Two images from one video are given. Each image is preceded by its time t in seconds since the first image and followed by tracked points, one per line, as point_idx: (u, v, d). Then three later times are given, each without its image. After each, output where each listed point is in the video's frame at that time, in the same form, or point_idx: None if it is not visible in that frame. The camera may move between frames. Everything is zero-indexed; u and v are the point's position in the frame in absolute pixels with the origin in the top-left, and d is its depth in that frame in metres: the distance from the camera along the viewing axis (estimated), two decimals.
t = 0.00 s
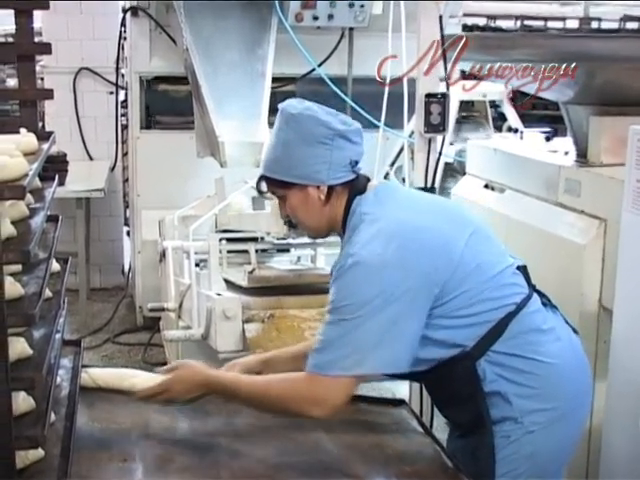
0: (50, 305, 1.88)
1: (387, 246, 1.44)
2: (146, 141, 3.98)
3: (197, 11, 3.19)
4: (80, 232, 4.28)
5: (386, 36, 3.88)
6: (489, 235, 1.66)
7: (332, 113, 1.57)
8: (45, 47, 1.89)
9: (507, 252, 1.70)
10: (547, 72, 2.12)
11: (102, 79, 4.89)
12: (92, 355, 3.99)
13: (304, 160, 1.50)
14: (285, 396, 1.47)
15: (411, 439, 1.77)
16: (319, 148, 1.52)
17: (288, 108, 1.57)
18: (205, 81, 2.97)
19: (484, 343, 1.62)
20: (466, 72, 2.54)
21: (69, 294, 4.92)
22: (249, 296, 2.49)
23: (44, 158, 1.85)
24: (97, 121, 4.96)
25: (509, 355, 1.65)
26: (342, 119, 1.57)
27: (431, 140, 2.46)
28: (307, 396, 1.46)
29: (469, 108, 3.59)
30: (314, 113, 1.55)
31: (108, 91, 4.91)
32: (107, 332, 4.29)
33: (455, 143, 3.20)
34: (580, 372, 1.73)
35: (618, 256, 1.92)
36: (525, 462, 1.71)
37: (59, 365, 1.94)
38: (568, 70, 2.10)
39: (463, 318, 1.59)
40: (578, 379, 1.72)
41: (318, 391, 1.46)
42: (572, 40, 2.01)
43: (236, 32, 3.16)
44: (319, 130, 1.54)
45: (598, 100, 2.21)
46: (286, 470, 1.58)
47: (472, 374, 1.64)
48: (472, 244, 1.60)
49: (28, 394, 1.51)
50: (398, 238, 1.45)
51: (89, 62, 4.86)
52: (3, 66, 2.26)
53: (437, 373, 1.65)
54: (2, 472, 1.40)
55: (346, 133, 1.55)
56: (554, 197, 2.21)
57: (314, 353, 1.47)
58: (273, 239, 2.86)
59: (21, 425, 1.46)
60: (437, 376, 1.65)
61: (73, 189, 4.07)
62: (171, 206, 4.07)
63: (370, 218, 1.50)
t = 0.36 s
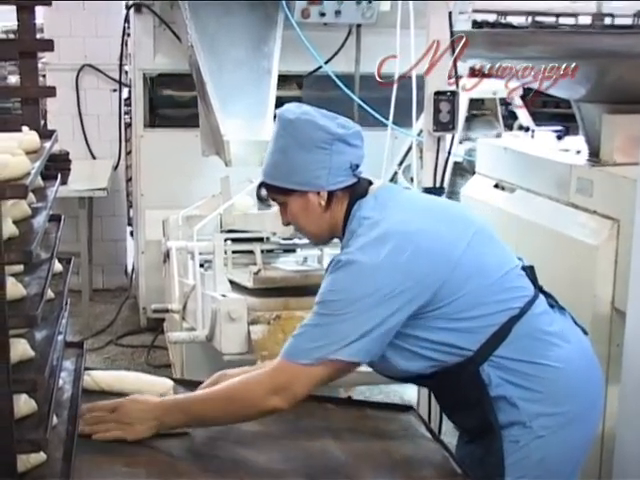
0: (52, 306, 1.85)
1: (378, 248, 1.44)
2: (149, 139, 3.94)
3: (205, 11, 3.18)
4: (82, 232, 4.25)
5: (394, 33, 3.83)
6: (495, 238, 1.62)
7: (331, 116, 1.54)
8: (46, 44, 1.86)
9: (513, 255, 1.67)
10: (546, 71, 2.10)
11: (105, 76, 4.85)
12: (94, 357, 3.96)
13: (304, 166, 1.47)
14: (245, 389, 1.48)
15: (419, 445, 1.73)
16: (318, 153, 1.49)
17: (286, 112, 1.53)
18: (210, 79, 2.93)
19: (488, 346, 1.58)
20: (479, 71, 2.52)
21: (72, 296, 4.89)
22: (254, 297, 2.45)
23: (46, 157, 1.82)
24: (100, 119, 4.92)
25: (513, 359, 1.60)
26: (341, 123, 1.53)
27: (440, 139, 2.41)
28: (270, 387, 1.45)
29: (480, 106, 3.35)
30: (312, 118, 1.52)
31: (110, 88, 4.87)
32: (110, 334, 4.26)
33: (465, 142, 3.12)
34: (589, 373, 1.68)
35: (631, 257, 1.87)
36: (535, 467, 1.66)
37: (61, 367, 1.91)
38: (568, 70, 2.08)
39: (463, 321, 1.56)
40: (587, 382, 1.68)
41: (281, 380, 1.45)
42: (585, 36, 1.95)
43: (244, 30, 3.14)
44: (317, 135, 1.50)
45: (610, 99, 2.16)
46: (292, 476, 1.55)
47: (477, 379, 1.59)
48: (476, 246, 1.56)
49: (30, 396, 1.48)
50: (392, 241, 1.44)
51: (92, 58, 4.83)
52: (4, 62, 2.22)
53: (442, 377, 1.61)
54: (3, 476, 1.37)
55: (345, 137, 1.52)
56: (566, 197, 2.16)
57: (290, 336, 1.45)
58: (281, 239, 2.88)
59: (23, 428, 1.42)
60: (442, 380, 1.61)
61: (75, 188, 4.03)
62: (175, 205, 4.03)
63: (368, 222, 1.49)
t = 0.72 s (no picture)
0: (50, 308, 1.80)
1: (384, 252, 1.38)
2: (149, 137, 3.89)
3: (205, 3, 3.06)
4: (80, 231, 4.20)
5: (399, 28, 3.78)
6: (503, 239, 1.57)
7: (328, 118, 1.49)
8: (44, 38, 1.82)
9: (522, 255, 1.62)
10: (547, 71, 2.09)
11: (104, 72, 4.80)
12: (92, 359, 3.91)
13: (298, 172, 1.44)
14: (253, 400, 1.42)
15: (426, 450, 1.68)
16: (313, 159, 1.45)
17: (282, 116, 1.50)
18: (212, 75, 2.89)
19: (496, 351, 1.53)
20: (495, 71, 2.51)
21: (70, 296, 4.84)
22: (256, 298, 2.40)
23: (44, 155, 1.77)
24: (98, 116, 4.87)
25: (523, 364, 1.55)
26: (338, 125, 1.49)
27: (447, 136, 2.35)
28: (278, 397, 1.40)
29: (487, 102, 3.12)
30: (307, 121, 1.47)
31: (109, 85, 4.82)
32: (109, 336, 4.22)
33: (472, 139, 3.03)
34: (600, 378, 1.63)
35: None
36: (545, 474, 1.61)
37: (59, 370, 1.86)
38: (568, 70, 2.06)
39: (470, 325, 1.51)
40: (599, 386, 1.62)
41: (288, 390, 1.39)
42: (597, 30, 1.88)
43: (246, 25, 3.04)
44: (311, 139, 1.46)
45: (623, 96, 2.10)
46: None
47: (484, 384, 1.54)
48: (484, 248, 1.51)
49: (27, 401, 1.43)
50: (398, 245, 1.39)
51: (90, 54, 4.78)
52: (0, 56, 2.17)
53: (448, 383, 1.56)
54: None
55: (343, 139, 1.47)
56: (576, 197, 2.11)
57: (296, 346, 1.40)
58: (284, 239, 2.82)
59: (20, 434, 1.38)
60: (449, 386, 1.56)
61: (73, 187, 3.98)
62: (176, 204, 3.98)
63: (373, 224, 1.43)
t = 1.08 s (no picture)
0: (45, 309, 1.75)
1: (395, 247, 1.35)
2: (147, 133, 3.84)
3: None
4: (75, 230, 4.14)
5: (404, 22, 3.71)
6: (519, 238, 1.53)
7: (323, 118, 1.47)
8: (39, 31, 1.79)
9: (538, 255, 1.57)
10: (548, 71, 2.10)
11: (100, 66, 4.74)
12: (88, 362, 3.85)
13: (296, 178, 1.44)
14: (264, 400, 1.40)
15: (431, 455, 1.64)
16: (307, 163, 1.44)
17: (278, 119, 1.49)
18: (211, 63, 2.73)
19: (509, 353, 1.48)
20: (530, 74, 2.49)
21: (65, 297, 4.78)
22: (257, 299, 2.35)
23: (38, 152, 1.72)
24: (95, 111, 4.81)
25: (535, 367, 1.50)
26: (333, 125, 1.46)
27: (453, 133, 2.26)
28: (286, 398, 1.38)
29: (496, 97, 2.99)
30: (299, 125, 1.46)
31: (106, 79, 4.76)
32: (105, 338, 4.16)
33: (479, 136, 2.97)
34: (614, 383, 1.58)
35: None
36: None
37: (54, 373, 1.81)
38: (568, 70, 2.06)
39: (484, 325, 1.46)
40: (612, 391, 1.57)
41: (295, 391, 1.38)
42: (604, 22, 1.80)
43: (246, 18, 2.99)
44: (306, 143, 1.45)
45: (633, 91, 2.03)
46: None
47: (494, 386, 1.49)
48: (499, 246, 1.47)
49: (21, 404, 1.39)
50: (409, 241, 1.36)
51: (86, 47, 4.71)
52: None
53: (457, 383, 1.50)
54: None
55: (338, 140, 1.45)
56: (586, 195, 2.05)
57: (304, 344, 1.38)
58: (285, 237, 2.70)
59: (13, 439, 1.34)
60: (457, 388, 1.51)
61: (69, 184, 3.92)
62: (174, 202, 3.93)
63: (384, 219, 1.40)
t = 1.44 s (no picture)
0: (34, 309, 1.67)
1: (409, 237, 1.29)
2: (140, 126, 3.76)
3: None
4: (66, 227, 4.06)
5: (405, 11, 3.63)
6: (537, 231, 1.46)
7: (335, 101, 1.41)
8: (27, 19, 1.73)
9: (557, 250, 1.50)
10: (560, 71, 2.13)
11: (91, 56, 4.66)
12: (80, 364, 3.77)
13: (307, 162, 1.39)
14: (290, 402, 1.32)
15: (437, 461, 1.57)
16: (318, 147, 1.38)
17: (290, 101, 1.43)
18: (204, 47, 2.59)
19: (521, 351, 1.41)
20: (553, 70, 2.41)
21: (56, 297, 4.70)
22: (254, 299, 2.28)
23: (27, 145, 1.64)
24: (86, 103, 4.73)
25: (547, 367, 1.43)
26: (346, 109, 1.40)
27: (459, 126, 2.18)
28: (313, 402, 1.30)
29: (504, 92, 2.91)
30: (311, 107, 1.40)
31: (98, 70, 4.68)
32: (97, 340, 4.09)
33: (486, 130, 2.92)
34: (630, 388, 1.50)
35: None
36: None
37: (43, 375, 1.74)
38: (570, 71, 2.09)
39: (501, 320, 1.40)
40: (628, 396, 1.49)
41: (323, 394, 1.30)
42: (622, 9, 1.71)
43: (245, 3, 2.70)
44: (317, 126, 1.39)
45: None
46: None
47: (504, 385, 1.43)
48: (516, 238, 1.40)
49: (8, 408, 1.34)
50: (424, 230, 1.29)
51: (77, 37, 4.64)
52: None
53: (466, 381, 1.45)
54: None
55: (350, 124, 1.38)
56: (597, 190, 1.97)
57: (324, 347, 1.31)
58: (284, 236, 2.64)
59: None
60: (468, 384, 1.45)
61: (59, 180, 3.84)
62: (169, 198, 3.86)
63: (398, 209, 1.34)
